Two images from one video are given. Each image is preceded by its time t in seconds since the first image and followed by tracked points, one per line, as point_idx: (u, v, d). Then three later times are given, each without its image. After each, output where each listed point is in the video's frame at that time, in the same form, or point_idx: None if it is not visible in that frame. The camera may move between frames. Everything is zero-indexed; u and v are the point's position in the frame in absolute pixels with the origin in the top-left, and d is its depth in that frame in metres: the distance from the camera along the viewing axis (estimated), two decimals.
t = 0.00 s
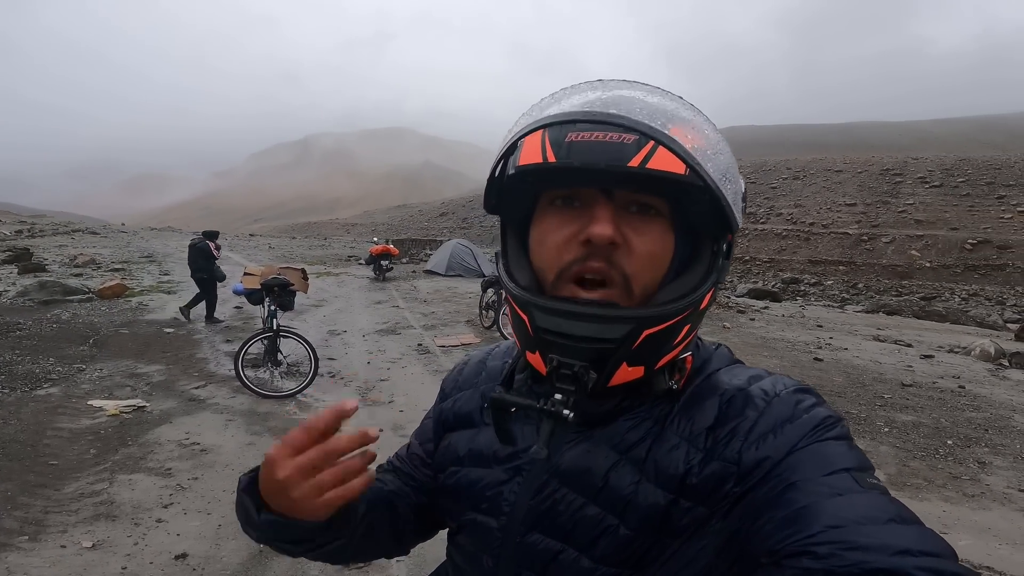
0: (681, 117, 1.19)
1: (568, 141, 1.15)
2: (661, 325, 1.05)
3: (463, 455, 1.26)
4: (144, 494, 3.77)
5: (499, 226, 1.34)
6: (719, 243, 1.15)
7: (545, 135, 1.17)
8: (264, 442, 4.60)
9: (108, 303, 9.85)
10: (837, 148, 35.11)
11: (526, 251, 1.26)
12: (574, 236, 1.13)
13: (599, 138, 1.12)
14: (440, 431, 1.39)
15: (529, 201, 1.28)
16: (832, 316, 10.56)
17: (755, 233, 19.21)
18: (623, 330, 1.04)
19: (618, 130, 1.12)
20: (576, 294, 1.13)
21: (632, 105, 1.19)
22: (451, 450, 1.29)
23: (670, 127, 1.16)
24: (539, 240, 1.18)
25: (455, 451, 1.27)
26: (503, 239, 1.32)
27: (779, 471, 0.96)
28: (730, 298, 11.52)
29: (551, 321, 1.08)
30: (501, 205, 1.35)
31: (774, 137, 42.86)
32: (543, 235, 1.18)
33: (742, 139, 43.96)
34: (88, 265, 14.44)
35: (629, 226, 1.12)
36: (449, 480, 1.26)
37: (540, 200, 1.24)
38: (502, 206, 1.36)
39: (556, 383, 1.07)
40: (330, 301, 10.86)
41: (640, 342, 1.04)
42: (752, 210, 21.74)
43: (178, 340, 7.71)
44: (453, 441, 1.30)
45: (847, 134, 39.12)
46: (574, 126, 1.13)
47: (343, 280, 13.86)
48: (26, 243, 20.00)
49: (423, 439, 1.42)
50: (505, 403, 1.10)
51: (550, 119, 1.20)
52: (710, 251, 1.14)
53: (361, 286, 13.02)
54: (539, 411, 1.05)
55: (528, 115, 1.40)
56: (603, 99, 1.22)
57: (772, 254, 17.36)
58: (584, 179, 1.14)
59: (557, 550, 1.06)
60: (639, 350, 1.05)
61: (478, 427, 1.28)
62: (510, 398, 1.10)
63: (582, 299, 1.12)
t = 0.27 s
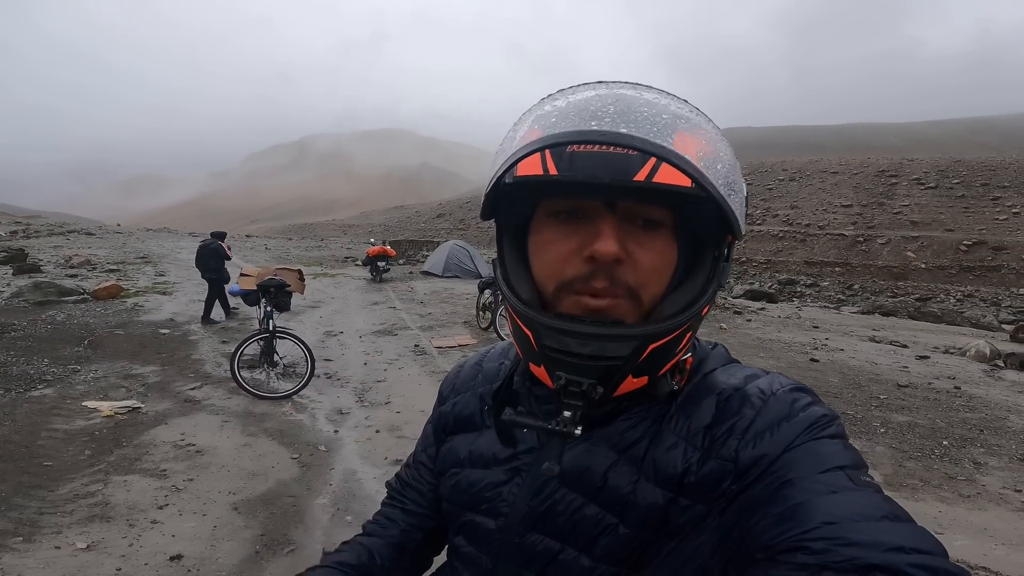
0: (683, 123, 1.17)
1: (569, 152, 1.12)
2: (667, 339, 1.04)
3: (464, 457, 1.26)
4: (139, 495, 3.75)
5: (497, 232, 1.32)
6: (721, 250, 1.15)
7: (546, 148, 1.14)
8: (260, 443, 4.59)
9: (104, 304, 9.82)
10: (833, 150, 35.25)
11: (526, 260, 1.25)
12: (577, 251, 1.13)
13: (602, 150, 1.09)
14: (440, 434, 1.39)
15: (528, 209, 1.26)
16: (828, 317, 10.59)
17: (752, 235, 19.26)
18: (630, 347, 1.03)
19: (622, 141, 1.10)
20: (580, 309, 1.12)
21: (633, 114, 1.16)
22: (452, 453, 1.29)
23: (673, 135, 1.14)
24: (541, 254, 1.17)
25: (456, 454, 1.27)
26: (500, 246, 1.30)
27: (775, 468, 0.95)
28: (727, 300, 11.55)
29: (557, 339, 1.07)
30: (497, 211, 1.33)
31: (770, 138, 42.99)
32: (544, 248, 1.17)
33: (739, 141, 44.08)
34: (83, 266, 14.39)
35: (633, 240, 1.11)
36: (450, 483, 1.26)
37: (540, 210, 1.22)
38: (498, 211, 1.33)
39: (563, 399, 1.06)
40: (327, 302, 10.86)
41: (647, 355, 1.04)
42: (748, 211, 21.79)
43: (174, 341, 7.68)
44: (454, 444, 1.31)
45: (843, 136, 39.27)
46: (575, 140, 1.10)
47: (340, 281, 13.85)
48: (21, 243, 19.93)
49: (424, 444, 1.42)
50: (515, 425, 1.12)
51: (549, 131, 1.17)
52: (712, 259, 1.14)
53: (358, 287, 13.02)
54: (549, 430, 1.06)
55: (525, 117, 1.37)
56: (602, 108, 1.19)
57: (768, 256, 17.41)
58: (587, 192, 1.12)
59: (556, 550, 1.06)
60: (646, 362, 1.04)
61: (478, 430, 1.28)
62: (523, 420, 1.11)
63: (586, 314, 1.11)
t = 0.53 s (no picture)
0: (669, 117, 1.20)
1: (560, 144, 1.14)
2: (657, 325, 1.06)
3: (456, 451, 1.27)
4: (135, 494, 3.76)
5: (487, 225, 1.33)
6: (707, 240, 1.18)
7: (537, 139, 1.16)
8: (257, 442, 4.60)
9: (100, 304, 9.80)
10: (830, 151, 35.35)
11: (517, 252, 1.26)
12: (568, 240, 1.14)
13: (591, 142, 1.12)
14: (431, 428, 1.40)
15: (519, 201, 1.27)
16: (824, 317, 10.62)
17: (749, 235, 19.29)
18: (621, 332, 1.05)
19: (612, 133, 1.12)
20: (571, 297, 1.14)
21: (621, 107, 1.19)
22: (443, 446, 1.30)
23: (658, 127, 1.16)
24: (532, 244, 1.19)
25: (447, 448, 1.29)
26: (491, 238, 1.31)
27: (759, 461, 0.97)
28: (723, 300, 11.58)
29: (549, 325, 1.08)
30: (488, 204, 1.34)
31: (768, 139, 43.07)
32: (536, 237, 1.19)
33: (736, 141, 44.18)
34: (80, 266, 14.36)
35: (622, 228, 1.13)
36: (442, 477, 1.27)
37: (530, 202, 1.23)
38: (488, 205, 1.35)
39: (555, 388, 1.08)
40: (324, 302, 10.86)
41: (637, 342, 1.05)
42: (745, 211, 21.84)
43: (170, 341, 7.68)
44: (445, 438, 1.32)
45: (840, 136, 39.37)
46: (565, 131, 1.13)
47: (338, 281, 13.85)
48: (17, 243, 19.87)
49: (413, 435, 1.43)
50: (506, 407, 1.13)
51: (540, 123, 1.19)
52: (698, 248, 1.16)
53: (355, 287, 13.02)
54: (541, 416, 1.08)
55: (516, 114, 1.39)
56: (591, 102, 1.21)
57: (765, 256, 17.45)
58: (577, 182, 1.14)
59: (547, 543, 1.07)
60: (635, 349, 1.06)
61: (469, 424, 1.30)
62: (513, 404, 1.13)
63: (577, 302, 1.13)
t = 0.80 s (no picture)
0: (623, 100, 1.23)
1: (521, 139, 1.19)
2: (640, 299, 1.07)
3: (453, 442, 1.27)
4: (132, 493, 3.74)
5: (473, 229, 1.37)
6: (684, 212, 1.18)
7: (500, 137, 1.21)
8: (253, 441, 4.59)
9: (95, 303, 9.76)
10: (826, 150, 35.45)
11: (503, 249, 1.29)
12: (544, 225, 1.16)
13: (549, 132, 1.15)
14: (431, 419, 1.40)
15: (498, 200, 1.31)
16: (820, 316, 10.66)
17: (745, 234, 19.33)
18: (607, 308, 1.06)
19: (566, 120, 1.16)
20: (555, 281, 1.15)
21: (575, 95, 1.22)
22: (441, 436, 1.30)
23: (613, 110, 1.19)
24: (513, 236, 1.22)
25: (444, 439, 1.28)
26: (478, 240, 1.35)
27: (762, 452, 0.98)
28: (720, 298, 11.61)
29: (534, 309, 1.10)
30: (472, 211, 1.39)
31: (764, 138, 43.16)
32: (515, 228, 1.21)
33: (732, 140, 44.27)
34: (74, 265, 14.29)
35: (595, 208, 1.15)
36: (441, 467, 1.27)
37: (507, 198, 1.27)
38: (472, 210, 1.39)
39: (552, 369, 1.08)
40: (320, 301, 10.84)
41: (625, 318, 1.07)
42: (741, 210, 21.89)
43: (166, 340, 7.65)
44: (441, 428, 1.31)
45: (835, 136, 39.50)
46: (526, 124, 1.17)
47: (334, 280, 13.83)
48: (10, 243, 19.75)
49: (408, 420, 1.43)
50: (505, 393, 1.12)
51: (501, 123, 1.24)
52: (677, 221, 1.16)
53: (352, 286, 12.99)
54: (539, 397, 1.06)
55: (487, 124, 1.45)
56: (545, 97, 1.26)
57: (761, 255, 17.50)
58: (545, 171, 1.17)
59: (549, 535, 1.07)
60: (626, 326, 1.07)
61: (467, 415, 1.30)
62: (510, 389, 1.11)
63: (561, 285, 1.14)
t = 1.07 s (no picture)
0: (626, 108, 1.25)
1: (521, 141, 1.18)
2: (637, 310, 1.09)
3: (447, 451, 1.29)
4: (128, 495, 3.74)
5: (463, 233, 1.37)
6: (679, 223, 1.20)
7: (499, 138, 1.21)
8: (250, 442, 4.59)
9: (89, 304, 9.72)
10: (821, 150, 35.58)
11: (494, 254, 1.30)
12: (541, 232, 1.16)
13: (549, 136, 1.16)
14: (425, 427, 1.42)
15: (492, 204, 1.31)
16: (814, 315, 10.72)
17: (740, 234, 19.39)
18: (603, 319, 1.08)
19: (568, 124, 1.16)
20: (550, 289, 1.15)
21: (575, 101, 1.23)
22: (435, 445, 1.32)
23: (616, 117, 1.20)
24: (508, 241, 1.21)
25: (437, 449, 1.30)
26: (470, 245, 1.34)
27: (752, 460, 1.00)
28: (715, 298, 11.65)
29: (530, 319, 1.11)
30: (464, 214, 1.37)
31: (759, 138, 43.28)
32: (510, 233, 1.21)
33: (727, 140, 44.36)
34: (68, 266, 14.24)
35: (593, 216, 1.16)
36: (434, 475, 1.29)
37: (502, 200, 1.27)
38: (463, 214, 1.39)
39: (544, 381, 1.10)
40: (316, 302, 10.83)
41: (620, 329, 1.08)
42: (736, 210, 21.96)
43: (161, 341, 7.64)
44: (435, 438, 1.33)
45: (830, 136, 39.64)
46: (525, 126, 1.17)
47: (330, 281, 13.82)
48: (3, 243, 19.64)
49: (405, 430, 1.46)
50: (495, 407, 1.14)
51: (499, 124, 1.23)
52: (672, 233, 1.19)
53: (348, 286, 12.98)
54: (531, 411, 1.08)
55: (480, 123, 1.44)
56: (547, 100, 1.26)
57: (756, 255, 17.57)
58: (544, 176, 1.17)
59: (542, 542, 1.09)
60: (620, 338, 1.09)
61: (460, 423, 1.31)
62: (502, 402, 1.14)
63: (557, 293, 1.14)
